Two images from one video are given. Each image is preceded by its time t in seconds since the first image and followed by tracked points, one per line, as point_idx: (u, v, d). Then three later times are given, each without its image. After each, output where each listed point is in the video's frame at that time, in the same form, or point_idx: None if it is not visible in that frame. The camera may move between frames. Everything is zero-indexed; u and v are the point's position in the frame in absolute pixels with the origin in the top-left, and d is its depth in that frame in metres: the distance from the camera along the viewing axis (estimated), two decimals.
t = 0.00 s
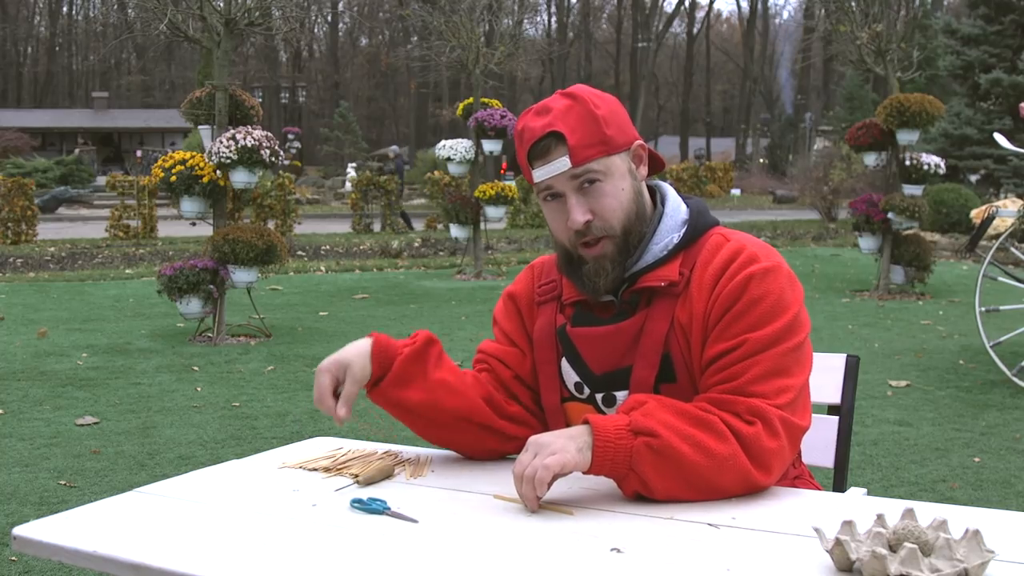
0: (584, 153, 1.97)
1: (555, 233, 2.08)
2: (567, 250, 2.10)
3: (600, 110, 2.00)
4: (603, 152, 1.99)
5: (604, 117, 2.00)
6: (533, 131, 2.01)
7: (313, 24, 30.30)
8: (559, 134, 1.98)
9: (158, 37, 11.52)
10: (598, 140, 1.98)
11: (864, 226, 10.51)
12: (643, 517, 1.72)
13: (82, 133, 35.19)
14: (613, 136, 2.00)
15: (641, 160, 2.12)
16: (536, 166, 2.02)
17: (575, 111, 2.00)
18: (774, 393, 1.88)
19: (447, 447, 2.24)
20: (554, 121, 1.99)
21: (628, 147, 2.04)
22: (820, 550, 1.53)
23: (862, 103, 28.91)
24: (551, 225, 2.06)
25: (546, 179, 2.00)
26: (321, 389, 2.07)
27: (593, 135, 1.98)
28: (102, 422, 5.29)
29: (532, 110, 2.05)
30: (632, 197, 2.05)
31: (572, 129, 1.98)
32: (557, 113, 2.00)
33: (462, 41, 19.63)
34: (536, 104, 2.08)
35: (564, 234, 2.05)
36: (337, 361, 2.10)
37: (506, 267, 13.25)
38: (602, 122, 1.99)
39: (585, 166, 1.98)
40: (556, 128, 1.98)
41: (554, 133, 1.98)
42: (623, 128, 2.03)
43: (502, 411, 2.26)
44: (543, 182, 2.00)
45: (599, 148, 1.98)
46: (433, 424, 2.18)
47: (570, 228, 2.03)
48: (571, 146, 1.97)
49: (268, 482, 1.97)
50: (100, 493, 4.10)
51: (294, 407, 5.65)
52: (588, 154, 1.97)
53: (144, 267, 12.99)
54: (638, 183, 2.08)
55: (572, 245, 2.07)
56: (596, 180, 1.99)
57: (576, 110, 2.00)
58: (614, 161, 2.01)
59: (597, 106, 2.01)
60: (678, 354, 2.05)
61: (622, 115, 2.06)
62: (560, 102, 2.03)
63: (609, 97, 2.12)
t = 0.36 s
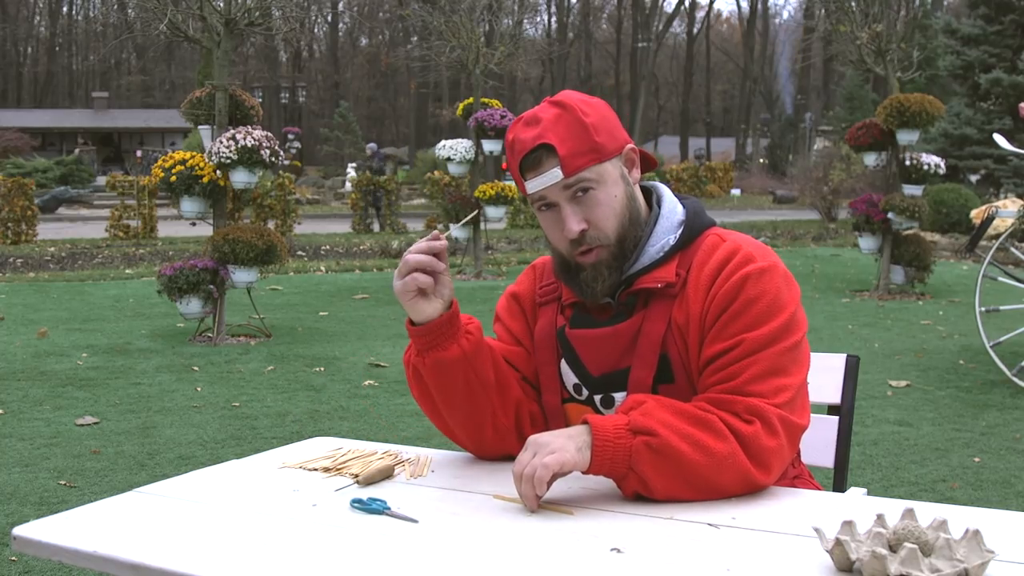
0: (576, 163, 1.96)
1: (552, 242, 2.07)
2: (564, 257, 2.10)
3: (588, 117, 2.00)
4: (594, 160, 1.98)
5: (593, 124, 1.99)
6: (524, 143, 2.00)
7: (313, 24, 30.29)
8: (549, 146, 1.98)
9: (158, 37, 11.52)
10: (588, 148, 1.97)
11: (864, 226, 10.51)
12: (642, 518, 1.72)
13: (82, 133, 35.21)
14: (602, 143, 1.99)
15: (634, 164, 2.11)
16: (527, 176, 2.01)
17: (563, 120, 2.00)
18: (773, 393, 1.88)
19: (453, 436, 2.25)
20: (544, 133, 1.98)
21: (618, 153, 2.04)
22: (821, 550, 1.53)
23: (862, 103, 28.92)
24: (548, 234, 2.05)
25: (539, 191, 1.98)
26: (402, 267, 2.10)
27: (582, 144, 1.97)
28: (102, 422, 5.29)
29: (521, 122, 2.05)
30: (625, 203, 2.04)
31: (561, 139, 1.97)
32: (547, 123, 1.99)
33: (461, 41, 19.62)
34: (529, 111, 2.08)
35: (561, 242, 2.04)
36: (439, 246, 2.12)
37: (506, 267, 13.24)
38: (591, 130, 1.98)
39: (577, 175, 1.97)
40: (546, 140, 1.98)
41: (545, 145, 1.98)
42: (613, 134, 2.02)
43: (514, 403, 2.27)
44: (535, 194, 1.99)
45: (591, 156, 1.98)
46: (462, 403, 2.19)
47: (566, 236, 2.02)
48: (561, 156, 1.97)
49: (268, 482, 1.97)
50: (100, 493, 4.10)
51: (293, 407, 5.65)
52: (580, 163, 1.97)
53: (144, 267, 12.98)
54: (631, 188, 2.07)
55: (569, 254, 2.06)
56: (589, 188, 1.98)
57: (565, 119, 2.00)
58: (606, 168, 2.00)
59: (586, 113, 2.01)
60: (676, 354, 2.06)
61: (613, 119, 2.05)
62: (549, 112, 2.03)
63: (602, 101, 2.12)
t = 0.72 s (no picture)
0: (574, 163, 1.96)
1: (550, 242, 2.07)
2: (562, 258, 2.10)
3: (588, 117, 2.00)
4: (593, 160, 1.98)
5: (594, 123, 1.99)
6: (524, 142, 2.00)
7: (314, 24, 30.28)
8: (549, 145, 1.98)
9: (158, 37, 11.51)
10: (588, 148, 1.97)
11: (864, 226, 10.52)
12: (641, 519, 1.72)
13: (82, 133, 35.20)
14: (602, 143, 1.99)
15: (634, 165, 2.12)
16: (526, 176, 2.00)
17: (564, 120, 2.00)
18: (773, 392, 1.88)
19: (452, 436, 2.25)
20: (543, 133, 1.98)
21: (618, 154, 2.04)
22: (822, 550, 1.53)
23: (862, 103, 28.93)
24: (546, 233, 2.05)
25: (539, 189, 1.98)
26: (392, 270, 2.10)
27: (582, 143, 1.97)
28: (102, 422, 5.29)
29: (523, 119, 2.04)
30: (624, 203, 2.04)
31: (561, 138, 1.97)
32: (547, 123, 1.99)
33: (462, 41, 19.60)
34: (528, 111, 2.08)
35: (559, 242, 2.04)
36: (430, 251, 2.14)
37: (506, 268, 13.24)
38: (591, 130, 1.99)
39: (575, 175, 1.97)
40: (546, 139, 1.98)
41: (544, 144, 1.98)
42: (612, 135, 2.02)
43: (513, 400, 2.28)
44: (534, 193, 1.99)
45: (590, 155, 1.98)
46: (460, 403, 2.20)
47: (564, 238, 2.02)
48: (561, 156, 1.96)
49: (268, 483, 1.97)
50: (100, 493, 4.10)
51: (294, 407, 5.65)
52: (578, 163, 1.96)
53: (144, 267, 12.98)
54: (631, 188, 2.07)
55: (567, 254, 2.06)
56: (588, 188, 1.98)
57: (565, 118, 2.00)
58: (605, 169, 2.00)
59: (586, 112, 2.01)
60: (675, 354, 2.06)
61: (612, 120, 2.05)
62: (550, 111, 2.03)
63: (602, 103, 2.12)
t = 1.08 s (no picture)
0: (537, 179, 1.98)
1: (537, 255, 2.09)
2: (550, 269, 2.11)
3: (548, 130, 2.01)
4: (558, 172, 1.99)
5: (553, 138, 2.00)
6: (492, 166, 2.05)
7: (314, 24, 30.26)
8: (510, 165, 2.01)
9: (158, 37, 11.50)
10: (549, 162, 1.98)
11: (864, 226, 10.53)
12: (645, 518, 1.71)
13: (82, 133, 35.20)
14: (565, 154, 1.99)
15: (611, 168, 2.09)
16: (500, 198, 2.04)
17: (526, 137, 2.01)
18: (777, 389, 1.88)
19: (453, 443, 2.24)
20: (505, 155, 2.01)
21: (587, 163, 2.03)
22: (821, 550, 1.53)
23: (862, 103, 28.92)
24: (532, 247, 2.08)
25: (510, 207, 2.02)
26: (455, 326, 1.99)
27: (543, 158, 1.98)
28: (102, 422, 5.29)
29: (494, 142, 2.08)
30: (598, 209, 2.02)
31: (523, 157, 2.00)
32: (508, 144, 2.02)
33: (462, 41, 19.59)
34: (501, 134, 2.11)
35: (541, 255, 2.06)
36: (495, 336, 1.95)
37: (506, 267, 13.23)
38: (551, 144, 1.99)
39: (540, 191, 1.98)
40: (505, 161, 2.01)
41: (506, 165, 2.01)
42: (578, 143, 2.02)
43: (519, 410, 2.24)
44: (509, 212, 2.03)
45: (553, 169, 1.98)
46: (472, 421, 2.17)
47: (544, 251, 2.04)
48: (524, 175, 1.98)
49: (269, 483, 1.97)
50: (100, 493, 4.09)
51: (294, 407, 5.65)
52: (541, 179, 1.98)
53: (144, 266, 12.98)
54: (605, 192, 2.05)
55: (551, 266, 2.08)
56: (556, 201, 1.99)
57: (527, 136, 2.02)
58: (572, 179, 2.00)
59: (545, 126, 2.02)
60: (673, 350, 2.08)
61: (576, 127, 2.05)
62: (513, 130, 2.05)
63: (574, 111, 2.12)
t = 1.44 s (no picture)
0: (594, 150, 2.01)
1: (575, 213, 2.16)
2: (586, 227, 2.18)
3: (627, 110, 2.00)
4: (615, 152, 2.01)
5: (629, 118, 2.00)
6: (564, 114, 2.06)
7: (314, 24, 30.25)
8: (575, 125, 2.03)
9: (158, 37, 11.49)
10: (611, 140, 2.00)
11: (864, 226, 10.52)
12: (644, 516, 1.72)
13: (82, 133, 35.21)
14: (631, 139, 2.00)
15: (673, 167, 2.08)
16: (560, 143, 2.08)
17: (606, 105, 2.01)
18: (794, 394, 1.89)
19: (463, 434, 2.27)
20: (577, 111, 2.02)
21: (650, 154, 2.03)
22: (821, 549, 1.53)
23: (862, 103, 28.92)
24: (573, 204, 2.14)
25: (566, 158, 2.06)
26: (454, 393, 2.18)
27: (608, 133, 2.00)
28: (102, 422, 5.29)
29: (579, 90, 2.09)
30: (641, 199, 2.07)
31: (591, 122, 2.01)
32: (587, 101, 2.02)
33: (462, 41, 19.57)
34: (594, 80, 2.11)
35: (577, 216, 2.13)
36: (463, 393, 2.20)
37: (506, 267, 13.22)
38: (624, 124, 2.00)
39: (592, 160, 2.02)
40: (572, 117, 2.03)
41: (571, 122, 2.03)
42: (650, 132, 2.01)
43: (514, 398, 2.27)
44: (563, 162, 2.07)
45: (611, 147, 2.01)
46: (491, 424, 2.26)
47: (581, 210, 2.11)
48: (582, 137, 2.01)
49: (269, 483, 1.97)
50: (100, 493, 4.10)
51: (294, 407, 5.65)
52: (597, 151, 2.01)
53: (144, 267, 12.99)
54: (656, 186, 2.07)
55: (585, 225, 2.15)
56: (602, 176, 2.03)
57: (605, 104, 2.02)
58: (626, 164, 2.03)
59: (629, 104, 2.01)
60: (690, 343, 2.09)
61: (659, 116, 2.02)
62: (601, 89, 2.04)
63: (670, 93, 2.07)
